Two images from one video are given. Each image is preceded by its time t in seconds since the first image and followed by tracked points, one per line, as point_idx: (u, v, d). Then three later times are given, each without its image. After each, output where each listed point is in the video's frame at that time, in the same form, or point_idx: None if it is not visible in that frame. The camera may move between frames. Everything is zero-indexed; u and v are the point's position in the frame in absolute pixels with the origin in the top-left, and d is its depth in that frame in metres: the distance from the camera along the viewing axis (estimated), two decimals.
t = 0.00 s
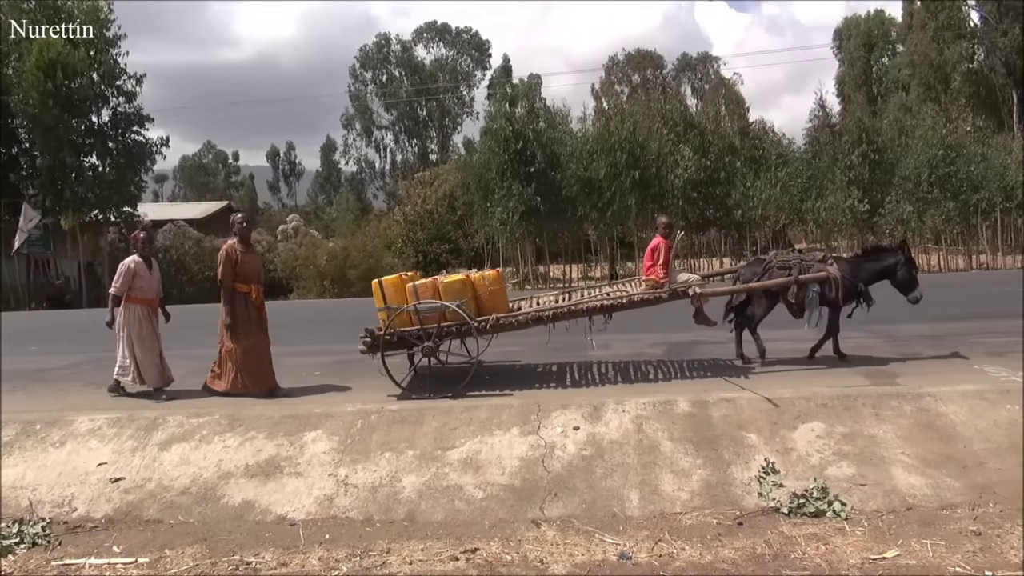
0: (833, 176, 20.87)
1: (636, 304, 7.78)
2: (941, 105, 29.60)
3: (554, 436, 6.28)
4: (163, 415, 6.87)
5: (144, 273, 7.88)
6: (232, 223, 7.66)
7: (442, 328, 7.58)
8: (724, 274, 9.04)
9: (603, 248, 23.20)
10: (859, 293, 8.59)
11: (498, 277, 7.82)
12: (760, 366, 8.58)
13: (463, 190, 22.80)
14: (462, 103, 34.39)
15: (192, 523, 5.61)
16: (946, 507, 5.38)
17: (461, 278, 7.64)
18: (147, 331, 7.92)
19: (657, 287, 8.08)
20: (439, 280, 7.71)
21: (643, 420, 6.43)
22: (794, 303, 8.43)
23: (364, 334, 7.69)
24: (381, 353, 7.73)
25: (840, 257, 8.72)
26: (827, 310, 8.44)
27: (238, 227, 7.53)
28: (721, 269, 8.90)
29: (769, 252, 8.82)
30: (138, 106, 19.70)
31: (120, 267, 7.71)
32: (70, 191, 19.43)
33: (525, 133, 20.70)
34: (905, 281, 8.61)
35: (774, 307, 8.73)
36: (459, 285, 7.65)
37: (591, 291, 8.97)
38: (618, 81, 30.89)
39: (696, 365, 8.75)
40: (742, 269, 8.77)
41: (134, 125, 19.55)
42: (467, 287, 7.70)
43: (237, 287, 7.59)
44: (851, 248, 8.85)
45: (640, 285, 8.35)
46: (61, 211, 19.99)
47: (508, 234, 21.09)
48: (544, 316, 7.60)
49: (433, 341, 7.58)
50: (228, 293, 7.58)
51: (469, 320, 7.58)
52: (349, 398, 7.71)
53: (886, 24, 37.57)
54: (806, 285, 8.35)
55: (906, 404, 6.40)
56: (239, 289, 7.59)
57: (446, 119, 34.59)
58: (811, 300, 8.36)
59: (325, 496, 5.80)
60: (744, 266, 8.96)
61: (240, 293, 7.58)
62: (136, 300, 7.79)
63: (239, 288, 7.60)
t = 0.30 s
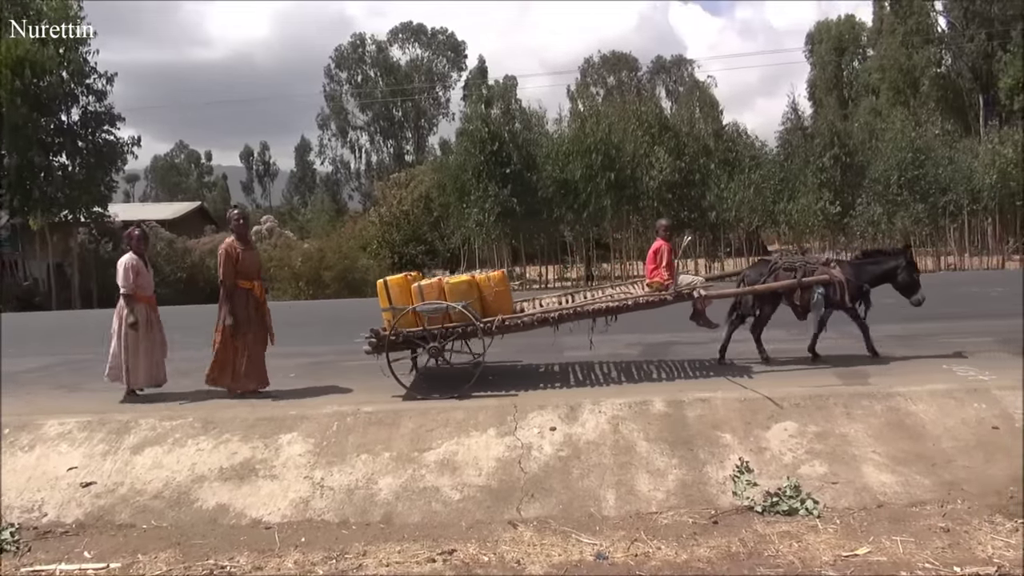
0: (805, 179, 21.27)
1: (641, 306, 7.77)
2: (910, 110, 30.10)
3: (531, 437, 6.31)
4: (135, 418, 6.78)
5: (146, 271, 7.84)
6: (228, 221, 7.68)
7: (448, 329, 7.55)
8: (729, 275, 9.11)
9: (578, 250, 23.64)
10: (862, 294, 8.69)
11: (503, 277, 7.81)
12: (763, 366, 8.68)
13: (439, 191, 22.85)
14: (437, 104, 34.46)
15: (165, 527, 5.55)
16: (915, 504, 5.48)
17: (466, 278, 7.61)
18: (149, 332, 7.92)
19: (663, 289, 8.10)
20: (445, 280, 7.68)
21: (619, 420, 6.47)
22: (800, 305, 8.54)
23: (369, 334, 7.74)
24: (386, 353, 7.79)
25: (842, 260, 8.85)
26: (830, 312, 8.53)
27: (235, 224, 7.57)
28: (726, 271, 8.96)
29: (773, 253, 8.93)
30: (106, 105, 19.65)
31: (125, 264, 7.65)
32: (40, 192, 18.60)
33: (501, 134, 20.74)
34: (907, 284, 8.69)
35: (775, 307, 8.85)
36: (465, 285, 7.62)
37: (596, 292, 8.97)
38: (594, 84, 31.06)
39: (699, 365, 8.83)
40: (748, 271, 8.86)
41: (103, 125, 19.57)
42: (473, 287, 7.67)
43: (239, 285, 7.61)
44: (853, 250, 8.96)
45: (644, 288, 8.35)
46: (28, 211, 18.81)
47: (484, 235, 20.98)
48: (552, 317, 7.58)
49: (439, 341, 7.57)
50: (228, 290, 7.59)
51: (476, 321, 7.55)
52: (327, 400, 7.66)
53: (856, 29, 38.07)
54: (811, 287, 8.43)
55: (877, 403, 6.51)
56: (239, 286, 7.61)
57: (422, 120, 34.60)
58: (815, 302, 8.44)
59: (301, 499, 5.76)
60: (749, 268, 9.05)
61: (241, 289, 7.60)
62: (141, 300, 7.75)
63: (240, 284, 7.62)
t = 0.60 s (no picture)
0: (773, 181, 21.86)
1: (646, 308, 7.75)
2: (874, 114, 30.65)
3: (504, 438, 6.32)
4: (101, 423, 6.67)
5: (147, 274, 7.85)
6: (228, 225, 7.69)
7: (455, 330, 7.50)
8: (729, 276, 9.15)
9: (550, 251, 23.81)
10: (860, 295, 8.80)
11: (510, 278, 7.78)
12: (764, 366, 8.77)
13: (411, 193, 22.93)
14: (407, 105, 34.45)
15: (133, 533, 5.46)
16: (881, 501, 5.58)
17: (472, 278, 7.59)
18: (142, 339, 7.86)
19: (668, 289, 8.30)
20: (450, 281, 7.62)
21: (591, 421, 6.50)
22: (800, 306, 8.48)
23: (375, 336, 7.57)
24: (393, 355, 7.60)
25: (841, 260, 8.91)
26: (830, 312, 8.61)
27: (235, 227, 7.60)
28: (726, 273, 8.98)
29: (772, 254, 9.00)
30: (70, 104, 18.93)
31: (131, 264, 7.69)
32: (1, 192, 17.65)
33: (472, 136, 20.84)
34: (906, 286, 8.75)
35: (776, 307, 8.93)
36: (472, 286, 7.59)
37: (599, 294, 8.96)
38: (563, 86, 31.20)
39: (700, 365, 8.89)
40: (747, 272, 8.92)
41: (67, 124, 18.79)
42: (479, 288, 7.64)
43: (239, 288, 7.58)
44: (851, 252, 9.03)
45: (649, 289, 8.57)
46: None
47: (456, 237, 21.09)
48: (557, 318, 7.57)
49: (445, 342, 7.50)
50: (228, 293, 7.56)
51: (481, 322, 7.52)
52: (298, 403, 7.61)
53: (822, 34, 38.67)
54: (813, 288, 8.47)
55: (843, 402, 6.63)
56: (239, 289, 7.59)
57: (392, 121, 34.55)
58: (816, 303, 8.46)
59: (272, 503, 5.70)
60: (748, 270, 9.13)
61: (241, 292, 7.59)
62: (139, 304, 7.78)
63: (240, 287, 7.61)
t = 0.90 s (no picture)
0: (742, 182, 22.11)
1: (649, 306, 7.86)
2: (840, 117, 31.13)
3: (477, 439, 6.33)
4: (67, 426, 6.56)
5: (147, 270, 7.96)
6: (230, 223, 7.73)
7: (459, 329, 7.53)
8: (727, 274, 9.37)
9: (522, 252, 24.41)
10: (855, 293, 8.95)
11: (512, 277, 7.80)
12: (762, 363, 8.94)
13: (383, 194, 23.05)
14: (380, 106, 34.65)
15: (100, 538, 5.38)
16: (847, 498, 5.68)
17: (476, 278, 7.58)
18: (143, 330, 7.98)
19: (668, 288, 8.29)
20: (454, 281, 7.62)
21: (563, 421, 6.54)
22: (797, 302, 8.85)
23: (378, 336, 7.56)
24: (396, 354, 7.63)
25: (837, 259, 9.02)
26: (825, 310, 8.85)
27: (237, 224, 7.66)
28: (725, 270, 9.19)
29: (769, 253, 9.18)
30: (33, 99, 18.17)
31: (132, 260, 7.81)
32: None
33: (444, 137, 20.92)
34: (899, 283, 8.96)
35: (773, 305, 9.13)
36: (476, 285, 7.60)
37: (599, 292, 9.05)
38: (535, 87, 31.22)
39: (699, 363, 9.01)
40: (745, 270, 9.13)
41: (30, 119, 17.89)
42: (482, 287, 7.65)
43: (242, 284, 7.61)
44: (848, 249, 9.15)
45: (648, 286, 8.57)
46: None
47: (428, 237, 20.63)
48: (560, 316, 7.63)
49: (451, 341, 7.57)
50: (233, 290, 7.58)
51: (486, 322, 7.54)
52: (269, 405, 7.54)
53: (790, 38, 39.19)
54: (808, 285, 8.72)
55: (811, 401, 6.74)
56: (244, 286, 7.62)
57: (363, 121, 34.54)
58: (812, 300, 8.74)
59: (242, 506, 5.65)
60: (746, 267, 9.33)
61: (246, 289, 7.62)
62: (137, 296, 7.86)
63: (244, 284, 7.64)
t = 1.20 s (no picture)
0: (708, 184, 22.44)
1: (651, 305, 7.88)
2: (803, 121, 31.71)
3: (445, 439, 6.33)
4: (26, 428, 6.43)
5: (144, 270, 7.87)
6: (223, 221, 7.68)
7: (463, 329, 7.49)
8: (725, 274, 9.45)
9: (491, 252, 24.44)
10: (851, 293, 9.07)
11: (515, 278, 7.79)
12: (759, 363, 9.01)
13: (349, 193, 22.99)
14: (346, 103, 34.28)
15: (60, 542, 5.28)
16: (809, 495, 5.79)
17: (480, 277, 7.56)
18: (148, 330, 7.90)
19: (668, 288, 8.35)
20: (457, 280, 7.60)
21: (531, 421, 6.57)
22: (794, 302, 8.90)
23: (382, 335, 7.56)
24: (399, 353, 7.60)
25: (831, 260, 9.15)
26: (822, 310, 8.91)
27: (232, 222, 7.59)
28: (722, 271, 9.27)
29: (767, 253, 9.26)
30: None
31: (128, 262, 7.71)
32: None
33: (412, 137, 20.76)
34: (891, 283, 9.08)
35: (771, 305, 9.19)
36: (480, 284, 7.57)
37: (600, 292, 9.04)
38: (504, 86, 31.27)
39: (696, 363, 9.07)
40: (743, 271, 9.18)
41: None
42: (486, 286, 7.63)
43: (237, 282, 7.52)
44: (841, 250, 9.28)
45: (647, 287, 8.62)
46: None
47: (395, 237, 20.97)
48: (564, 316, 7.59)
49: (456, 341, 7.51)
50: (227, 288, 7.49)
51: (490, 322, 7.52)
52: (236, 405, 7.45)
53: (755, 42, 39.68)
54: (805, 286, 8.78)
55: (774, 400, 6.86)
56: (238, 283, 7.52)
57: (331, 120, 34.73)
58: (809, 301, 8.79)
59: (207, 508, 5.58)
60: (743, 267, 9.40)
61: (241, 286, 7.52)
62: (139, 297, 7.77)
63: (240, 281, 7.54)
